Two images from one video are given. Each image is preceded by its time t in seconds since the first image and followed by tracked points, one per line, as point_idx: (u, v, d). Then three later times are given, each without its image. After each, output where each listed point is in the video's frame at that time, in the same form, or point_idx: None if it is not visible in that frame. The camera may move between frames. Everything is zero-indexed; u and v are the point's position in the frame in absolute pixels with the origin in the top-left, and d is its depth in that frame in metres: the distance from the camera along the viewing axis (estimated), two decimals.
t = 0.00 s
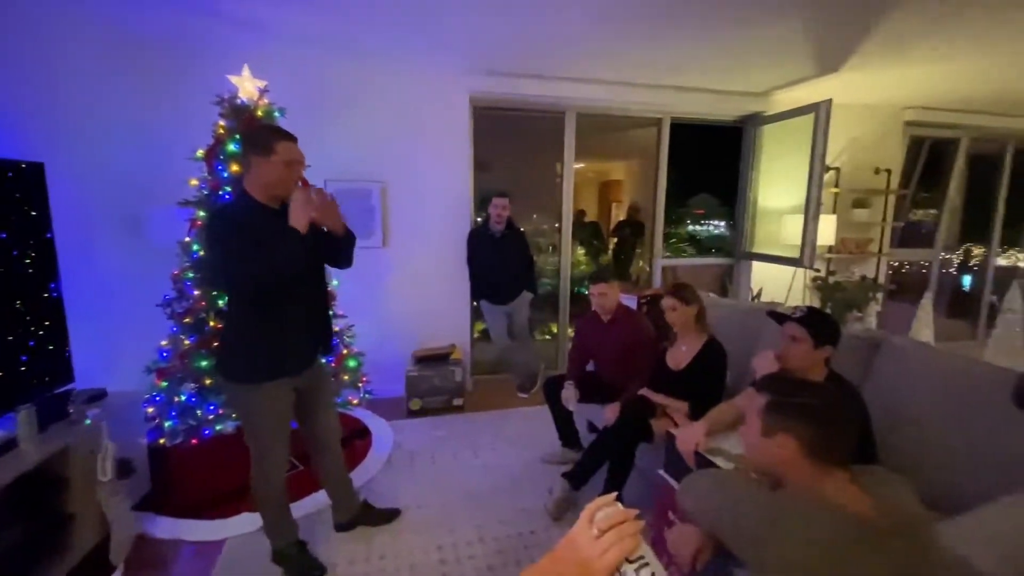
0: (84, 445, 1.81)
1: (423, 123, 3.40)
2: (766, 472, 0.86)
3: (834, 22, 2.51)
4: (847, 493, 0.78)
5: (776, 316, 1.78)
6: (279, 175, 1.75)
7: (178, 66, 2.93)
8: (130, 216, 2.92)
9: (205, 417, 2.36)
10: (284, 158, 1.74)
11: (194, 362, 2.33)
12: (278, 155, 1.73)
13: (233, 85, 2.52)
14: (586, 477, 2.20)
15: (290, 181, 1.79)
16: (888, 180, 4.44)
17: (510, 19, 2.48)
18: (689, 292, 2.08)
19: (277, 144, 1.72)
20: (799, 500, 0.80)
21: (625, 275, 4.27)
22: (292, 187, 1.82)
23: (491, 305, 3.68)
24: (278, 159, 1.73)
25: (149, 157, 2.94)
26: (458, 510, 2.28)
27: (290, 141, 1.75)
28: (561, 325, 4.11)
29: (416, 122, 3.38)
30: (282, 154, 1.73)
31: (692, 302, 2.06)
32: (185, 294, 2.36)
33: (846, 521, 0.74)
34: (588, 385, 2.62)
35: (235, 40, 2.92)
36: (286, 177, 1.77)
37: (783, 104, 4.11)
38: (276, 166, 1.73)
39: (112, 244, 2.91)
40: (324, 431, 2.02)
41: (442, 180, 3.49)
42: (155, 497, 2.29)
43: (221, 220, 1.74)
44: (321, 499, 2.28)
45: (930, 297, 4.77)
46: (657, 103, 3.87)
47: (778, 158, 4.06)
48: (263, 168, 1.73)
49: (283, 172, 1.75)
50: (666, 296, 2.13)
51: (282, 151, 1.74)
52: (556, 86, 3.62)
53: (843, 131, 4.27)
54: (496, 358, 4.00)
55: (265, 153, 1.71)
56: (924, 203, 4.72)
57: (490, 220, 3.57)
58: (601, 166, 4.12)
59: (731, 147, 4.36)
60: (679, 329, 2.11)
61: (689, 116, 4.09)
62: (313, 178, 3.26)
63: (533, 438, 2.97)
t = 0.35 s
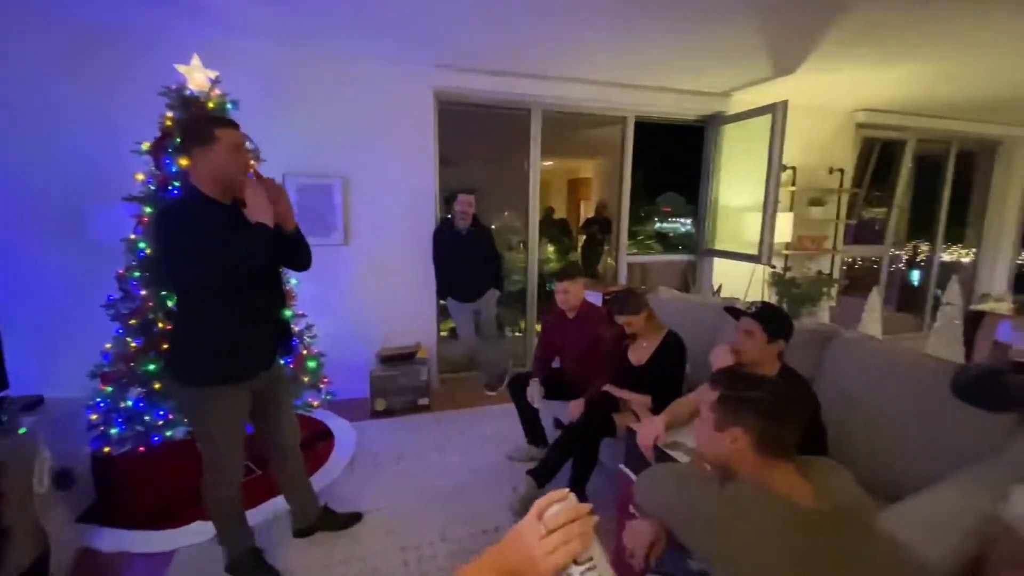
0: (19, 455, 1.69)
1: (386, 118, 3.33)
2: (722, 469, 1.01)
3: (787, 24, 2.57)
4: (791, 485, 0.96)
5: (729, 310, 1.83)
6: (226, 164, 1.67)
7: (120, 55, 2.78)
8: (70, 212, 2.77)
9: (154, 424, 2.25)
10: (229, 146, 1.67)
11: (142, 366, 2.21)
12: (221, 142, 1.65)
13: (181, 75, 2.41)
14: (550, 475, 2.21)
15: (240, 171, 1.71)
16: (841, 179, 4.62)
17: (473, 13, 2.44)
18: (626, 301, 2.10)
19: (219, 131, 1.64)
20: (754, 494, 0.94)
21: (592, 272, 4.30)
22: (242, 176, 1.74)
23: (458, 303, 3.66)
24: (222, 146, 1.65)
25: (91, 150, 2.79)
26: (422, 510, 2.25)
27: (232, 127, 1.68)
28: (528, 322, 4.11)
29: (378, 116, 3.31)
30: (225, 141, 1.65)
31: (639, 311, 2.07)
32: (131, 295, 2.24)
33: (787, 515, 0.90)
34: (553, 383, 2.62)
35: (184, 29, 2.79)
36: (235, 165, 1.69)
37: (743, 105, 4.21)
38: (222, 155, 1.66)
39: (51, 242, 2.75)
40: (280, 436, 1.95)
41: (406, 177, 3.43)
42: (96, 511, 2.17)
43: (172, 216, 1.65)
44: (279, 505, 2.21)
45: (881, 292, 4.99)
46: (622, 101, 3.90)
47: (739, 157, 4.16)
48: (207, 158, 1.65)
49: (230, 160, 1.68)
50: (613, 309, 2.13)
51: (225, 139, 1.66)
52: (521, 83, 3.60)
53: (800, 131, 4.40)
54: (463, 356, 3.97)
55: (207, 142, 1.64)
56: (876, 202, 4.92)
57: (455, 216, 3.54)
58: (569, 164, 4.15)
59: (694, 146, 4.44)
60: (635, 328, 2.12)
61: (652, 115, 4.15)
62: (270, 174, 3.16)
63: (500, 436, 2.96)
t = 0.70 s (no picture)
0: None
1: (345, 112, 3.24)
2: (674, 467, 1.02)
3: (743, 25, 2.62)
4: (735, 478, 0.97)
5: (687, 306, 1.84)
6: (160, 153, 1.60)
7: (55, 40, 2.61)
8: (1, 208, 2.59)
9: (95, 432, 2.17)
10: (160, 133, 1.59)
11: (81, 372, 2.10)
12: (151, 129, 1.57)
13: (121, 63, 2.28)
14: (513, 474, 2.19)
15: (175, 159, 1.64)
16: (798, 178, 4.77)
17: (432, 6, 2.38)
18: (596, 288, 2.10)
19: (148, 118, 1.57)
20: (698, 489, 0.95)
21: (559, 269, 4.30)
22: (179, 165, 1.67)
23: (422, 302, 3.60)
24: (153, 134, 1.58)
25: (24, 142, 2.62)
26: (383, 514, 2.20)
27: (163, 113, 1.60)
28: (494, 321, 4.09)
29: (337, 110, 3.22)
30: (155, 128, 1.57)
31: (603, 299, 2.07)
32: (67, 296, 2.10)
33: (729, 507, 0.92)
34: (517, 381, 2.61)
35: (126, 14, 2.65)
36: (169, 153, 1.61)
37: (704, 104, 4.28)
38: (154, 143, 1.58)
39: None
40: (232, 444, 1.86)
41: (367, 173, 3.35)
42: (27, 528, 1.97)
43: (104, 214, 1.57)
44: (232, 514, 2.13)
45: (835, 287, 5.19)
46: (587, 99, 3.91)
47: (701, 155, 4.23)
48: (138, 148, 1.58)
49: (163, 148, 1.59)
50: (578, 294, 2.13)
51: (155, 126, 1.58)
52: (485, 78, 3.56)
53: (759, 131, 4.52)
54: (429, 355, 3.92)
55: (137, 131, 1.56)
56: (832, 200, 5.10)
57: (419, 213, 3.49)
58: (539, 160, 4.15)
59: (658, 144, 4.49)
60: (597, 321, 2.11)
61: (616, 113, 4.17)
62: (223, 169, 3.03)
63: (465, 436, 2.93)
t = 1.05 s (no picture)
0: None
1: (303, 105, 3.14)
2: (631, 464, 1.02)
3: (702, 24, 2.66)
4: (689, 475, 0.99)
5: (647, 301, 1.85)
6: (90, 145, 1.49)
7: None
8: None
9: (28, 442, 2.05)
10: (91, 124, 1.48)
11: (11, 380, 1.96)
12: (81, 119, 1.46)
13: (55, 48, 2.13)
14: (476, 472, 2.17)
15: (107, 152, 1.53)
16: (756, 176, 4.90)
17: None
18: (574, 281, 2.12)
19: (77, 107, 1.46)
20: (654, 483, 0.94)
21: (526, 266, 4.30)
22: (112, 159, 1.56)
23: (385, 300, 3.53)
24: (83, 125, 1.47)
25: None
26: (344, 519, 2.14)
27: (95, 103, 1.50)
28: (461, 318, 4.05)
29: (294, 102, 3.11)
30: (87, 118, 1.47)
31: (574, 289, 2.09)
32: None
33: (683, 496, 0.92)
34: (482, 378, 2.58)
35: None
36: (101, 146, 1.50)
37: (667, 102, 4.34)
38: (83, 134, 1.47)
39: None
40: (180, 452, 1.76)
41: (327, 168, 3.26)
42: None
43: (19, 206, 1.48)
44: (181, 525, 2.02)
45: (793, 282, 5.38)
46: (552, 95, 3.91)
47: (664, 153, 4.29)
48: (64, 138, 1.46)
49: (94, 140, 1.49)
50: (552, 283, 2.15)
51: (86, 116, 1.47)
52: (449, 72, 3.50)
53: (719, 129, 4.62)
54: (395, 354, 3.85)
55: (64, 120, 1.45)
56: (789, 198, 5.27)
57: (381, 209, 3.42)
58: (507, 157, 4.19)
59: (622, 141, 4.53)
60: (564, 315, 2.13)
61: (580, 110, 4.18)
62: (170, 162, 2.89)
63: (430, 435, 2.89)
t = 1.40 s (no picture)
0: None
1: (262, 98, 3.01)
2: (606, 459, 1.02)
3: (668, 23, 2.70)
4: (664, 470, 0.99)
5: (619, 296, 1.86)
6: (25, 139, 1.37)
7: None
8: None
9: None
10: (26, 116, 1.36)
11: None
12: (14, 111, 1.34)
13: None
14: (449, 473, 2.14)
15: (45, 146, 1.42)
16: (719, 173, 5.03)
17: None
18: (552, 275, 2.11)
19: (11, 98, 1.33)
20: (629, 479, 0.95)
21: (495, 263, 4.28)
22: (50, 152, 1.45)
23: (352, 299, 3.45)
24: (16, 117, 1.34)
25: None
26: (311, 526, 2.07)
27: (31, 93, 1.37)
28: (430, 317, 3.99)
29: (252, 95, 2.99)
30: (21, 109, 1.35)
31: (549, 284, 2.07)
32: None
33: (658, 492, 0.93)
34: (453, 378, 2.54)
35: None
36: (37, 139, 1.39)
37: (633, 100, 4.40)
38: (16, 127, 1.35)
39: None
40: (132, 466, 1.64)
41: (288, 163, 3.14)
42: None
43: None
44: (135, 540, 1.90)
45: (754, 277, 5.55)
46: (520, 92, 3.89)
47: (631, 151, 4.34)
48: None
49: (29, 134, 1.37)
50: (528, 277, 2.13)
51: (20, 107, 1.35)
52: (416, 66, 3.44)
53: (684, 128, 4.71)
54: (362, 354, 3.77)
55: None
56: (749, 195, 5.44)
57: (346, 205, 3.33)
58: (475, 153, 4.09)
59: (590, 139, 4.56)
60: (537, 312, 2.12)
61: (549, 106, 4.18)
62: (118, 156, 2.72)
63: (400, 437, 2.84)
